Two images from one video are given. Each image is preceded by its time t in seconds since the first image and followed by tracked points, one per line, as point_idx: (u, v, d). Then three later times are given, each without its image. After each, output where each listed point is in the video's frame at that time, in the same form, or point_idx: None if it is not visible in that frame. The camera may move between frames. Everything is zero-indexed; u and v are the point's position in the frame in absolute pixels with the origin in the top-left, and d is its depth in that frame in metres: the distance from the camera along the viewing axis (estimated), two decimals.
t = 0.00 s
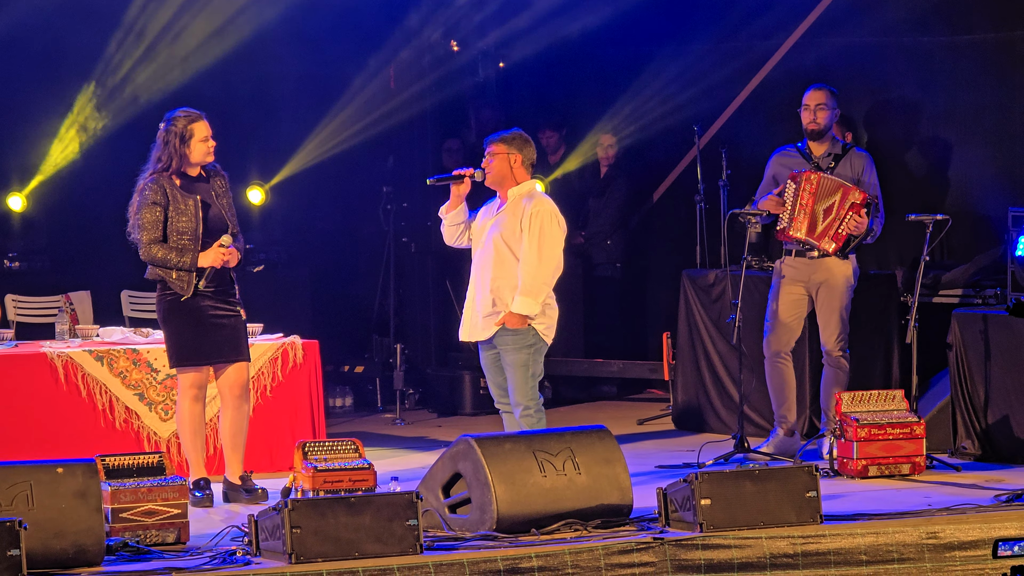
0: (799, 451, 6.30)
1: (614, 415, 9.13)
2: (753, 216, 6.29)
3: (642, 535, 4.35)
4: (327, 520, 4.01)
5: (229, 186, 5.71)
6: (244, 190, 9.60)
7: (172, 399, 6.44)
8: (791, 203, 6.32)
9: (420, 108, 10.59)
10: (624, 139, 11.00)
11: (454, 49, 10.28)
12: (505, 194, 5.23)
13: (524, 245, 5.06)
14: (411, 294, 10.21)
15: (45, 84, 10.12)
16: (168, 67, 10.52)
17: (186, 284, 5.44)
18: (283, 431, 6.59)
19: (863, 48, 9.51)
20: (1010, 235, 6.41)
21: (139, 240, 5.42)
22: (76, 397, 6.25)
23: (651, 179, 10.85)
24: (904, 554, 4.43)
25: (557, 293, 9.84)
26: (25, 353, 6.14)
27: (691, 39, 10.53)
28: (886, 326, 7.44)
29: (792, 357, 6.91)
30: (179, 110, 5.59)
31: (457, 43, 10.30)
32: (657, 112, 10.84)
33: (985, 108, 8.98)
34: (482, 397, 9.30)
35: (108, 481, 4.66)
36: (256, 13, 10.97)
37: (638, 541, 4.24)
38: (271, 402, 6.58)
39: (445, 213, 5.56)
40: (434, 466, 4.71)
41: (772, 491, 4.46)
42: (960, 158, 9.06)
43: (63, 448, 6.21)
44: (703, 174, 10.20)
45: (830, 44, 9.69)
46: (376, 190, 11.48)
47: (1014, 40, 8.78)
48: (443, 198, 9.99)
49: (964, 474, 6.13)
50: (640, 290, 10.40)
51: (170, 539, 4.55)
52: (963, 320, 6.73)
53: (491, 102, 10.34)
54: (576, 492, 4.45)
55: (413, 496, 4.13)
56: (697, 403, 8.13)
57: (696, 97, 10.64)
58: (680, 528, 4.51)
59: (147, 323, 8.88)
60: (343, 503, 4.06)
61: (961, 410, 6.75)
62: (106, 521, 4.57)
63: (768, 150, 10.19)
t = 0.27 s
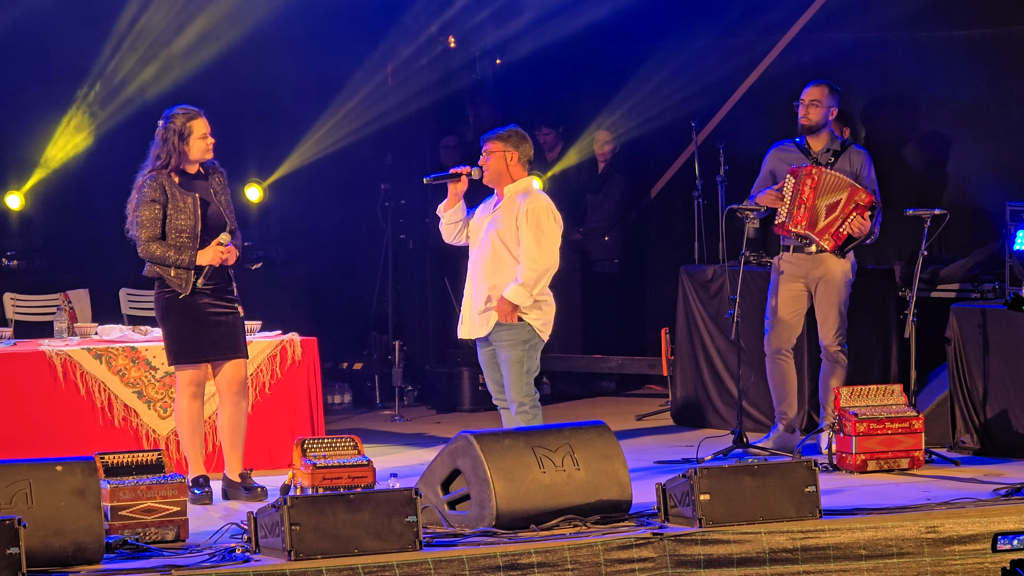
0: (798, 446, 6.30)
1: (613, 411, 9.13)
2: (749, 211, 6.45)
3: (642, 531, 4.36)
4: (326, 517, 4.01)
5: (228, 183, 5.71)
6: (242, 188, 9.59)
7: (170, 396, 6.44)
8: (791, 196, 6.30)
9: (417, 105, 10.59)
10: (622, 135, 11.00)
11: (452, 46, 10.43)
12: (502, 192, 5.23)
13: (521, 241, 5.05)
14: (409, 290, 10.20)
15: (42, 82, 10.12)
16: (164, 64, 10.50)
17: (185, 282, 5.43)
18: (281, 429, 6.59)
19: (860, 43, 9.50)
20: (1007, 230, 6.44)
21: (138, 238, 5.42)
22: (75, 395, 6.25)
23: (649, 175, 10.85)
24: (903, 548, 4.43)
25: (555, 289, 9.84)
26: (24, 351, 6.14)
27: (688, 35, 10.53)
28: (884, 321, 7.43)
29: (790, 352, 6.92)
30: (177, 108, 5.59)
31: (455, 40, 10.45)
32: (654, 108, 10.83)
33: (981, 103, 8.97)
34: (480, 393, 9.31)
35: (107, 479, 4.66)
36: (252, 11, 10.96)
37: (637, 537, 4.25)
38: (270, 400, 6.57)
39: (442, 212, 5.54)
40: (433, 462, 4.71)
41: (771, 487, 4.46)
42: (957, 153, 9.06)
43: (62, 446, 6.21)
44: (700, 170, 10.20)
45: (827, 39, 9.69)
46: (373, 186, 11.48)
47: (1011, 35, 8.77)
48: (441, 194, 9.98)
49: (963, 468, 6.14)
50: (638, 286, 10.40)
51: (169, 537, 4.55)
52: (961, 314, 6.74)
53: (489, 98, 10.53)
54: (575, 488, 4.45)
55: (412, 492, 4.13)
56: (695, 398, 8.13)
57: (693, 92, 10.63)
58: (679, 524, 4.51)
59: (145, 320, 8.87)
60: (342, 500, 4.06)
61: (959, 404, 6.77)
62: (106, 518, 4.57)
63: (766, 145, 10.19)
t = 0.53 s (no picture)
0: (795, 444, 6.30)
1: (610, 409, 9.13)
2: (746, 209, 6.48)
3: (639, 529, 4.36)
4: (324, 515, 4.01)
5: (225, 182, 5.71)
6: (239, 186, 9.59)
7: (168, 395, 6.42)
8: (788, 194, 6.29)
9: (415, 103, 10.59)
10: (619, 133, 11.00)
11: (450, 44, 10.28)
12: (500, 190, 5.22)
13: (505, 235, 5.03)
14: (406, 289, 10.20)
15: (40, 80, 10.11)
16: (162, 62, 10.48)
17: (182, 281, 5.43)
18: (278, 427, 6.59)
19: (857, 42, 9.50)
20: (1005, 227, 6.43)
21: (135, 236, 5.40)
22: (72, 394, 6.24)
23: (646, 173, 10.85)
24: (900, 547, 4.43)
25: (553, 287, 9.84)
26: (20, 349, 6.13)
27: (686, 33, 10.53)
28: (882, 319, 7.44)
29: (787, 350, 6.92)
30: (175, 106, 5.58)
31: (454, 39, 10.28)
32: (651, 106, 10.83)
33: (979, 101, 8.98)
34: (478, 392, 9.31)
35: (105, 478, 4.66)
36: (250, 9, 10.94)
37: (634, 536, 4.25)
38: (267, 399, 6.57)
39: (442, 212, 5.54)
40: (430, 461, 4.71)
41: (769, 485, 4.46)
42: (954, 151, 9.07)
43: (59, 445, 6.20)
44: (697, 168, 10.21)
45: (824, 37, 9.69)
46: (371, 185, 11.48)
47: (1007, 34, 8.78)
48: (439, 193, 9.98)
49: (960, 466, 6.13)
50: (636, 284, 10.40)
51: (167, 536, 4.54)
52: (958, 312, 6.74)
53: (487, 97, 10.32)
54: (572, 487, 4.45)
55: (409, 491, 4.13)
56: (692, 397, 8.13)
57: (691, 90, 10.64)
58: (677, 522, 4.50)
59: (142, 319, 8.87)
60: (339, 498, 4.05)
61: (956, 402, 6.75)
62: (103, 517, 4.58)
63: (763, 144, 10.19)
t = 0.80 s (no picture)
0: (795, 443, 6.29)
1: (610, 408, 9.13)
2: (745, 208, 6.44)
3: (639, 528, 4.36)
4: (323, 515, 4.01)
5: (224, 182, 5.71)
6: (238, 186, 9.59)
7: (167, 395, 6.43)
8: (786, 193, 6.30)
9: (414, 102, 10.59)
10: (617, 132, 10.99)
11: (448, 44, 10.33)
12: (499, 189, 5.22)
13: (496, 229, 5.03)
14: (406, 288, 10.20)
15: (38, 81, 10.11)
16: (160, 62, 10.48)
17: (180, 282, 5.42)
18: (278, 427, 6.59)
19: (856, 40, 9.48)
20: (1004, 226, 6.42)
21: (134, 237, 5.40)
22: (72, 394, 6.24)
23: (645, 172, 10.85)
24: (899, 545, 4.44)
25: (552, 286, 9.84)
26: (19, 350, 6.13)
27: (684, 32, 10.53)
28: (881, 318, 7.43)
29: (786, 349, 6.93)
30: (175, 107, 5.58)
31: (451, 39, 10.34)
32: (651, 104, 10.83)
33: (978, 99, 8.98)
34: (477, 391, 9.31)
35: (104, 478, 4.65)
36: (248, 8, 10.94)
37: (634, 535, 4.25)
38: (266, 399, 6.57)
39: (443, 210, 5.53)
40: (429, 460, 4.71)
41: (768, 484, 4.46)
42: (953, 149, 9.07)
43: (58, 445, 6.20)
44: (696, 167, 10.20)
45: (823, 35, 9.69)
46: (369, 184, 11.49)
47: (1006, 31, 8.78)
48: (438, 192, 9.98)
49: (959, 464, 6.13)
50: (635, 283, 10.40)
51: (166, 536, 4.55)
52: (958, 310, 6.74)
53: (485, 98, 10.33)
54: (571, 486, 4.45)
55: (408, 490, 4.13)
56: (692, 395, 8.13)
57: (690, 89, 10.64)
58: (676, 521, 4.50)
59: (142, 319, 8.87)
60: (338, 498, 4.05)
61: (956, 401, 6.76)
62: (103, 517, 4.57)
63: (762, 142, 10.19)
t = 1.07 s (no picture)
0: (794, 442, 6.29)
1: (610, 407, 9.13)
2: (745, 207, 6.42)
3: (639, 527, 4.36)
4: (324, 514, 4.01)
5: (226, 182, 5.70)
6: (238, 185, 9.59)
7: (167, 394, 6.43)
8: (784, 192, 6.30)
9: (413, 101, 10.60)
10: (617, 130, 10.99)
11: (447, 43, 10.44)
12: (500, 187, 5.22)
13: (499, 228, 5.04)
14: (406, 287, 10.20)
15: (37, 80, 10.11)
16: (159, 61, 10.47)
17: (179, 282, 5.42)
18: (278, 426, 6.59)
19: (856, 38, 9.47)
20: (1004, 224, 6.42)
21: (134, 235, 5.40)
22: (72, 394, 6.24)
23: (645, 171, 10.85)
24: (900, 543, 4.44)
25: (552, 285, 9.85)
26: (19, 349, 6.13)
27: (684, 30, 10.52)
28: (881, 317, 7.43)
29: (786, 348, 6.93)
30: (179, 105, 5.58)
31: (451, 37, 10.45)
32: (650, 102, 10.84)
33: (977, 97, 8.97)
34: (478, 390, 9.31)
35: (104, 477, 4.65)
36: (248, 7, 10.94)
37: (635, 533, 4.25)
38: (266, 398, 6.57)
39: (442, 208, 5.53)
40: (430, 459, 4.71)
41: (768, 483, 4.46)
42: (953, 147, 9.06)
43: (59, 445, 6.20)
44: (696, 166, 10.20)
45: (822, 34, 9.69)
46: (369, 183, 11.49)
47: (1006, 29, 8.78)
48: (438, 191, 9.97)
49: (960, 463, 6.13)
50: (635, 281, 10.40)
51: (167, 535, 4.55)
52: (958, 309, 6.74)
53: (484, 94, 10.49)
54: (572, 485, 4.45)
55: (409, 489, 4.13)
56: (692, 394, 8.13)
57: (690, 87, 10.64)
58: (677, 520, 4.50)
59: (142, 319, 8.86)
60: (339, 497, 4.05)
61: (956, 399, 6.76)
62: (103, 516, 4.57)
63: (761, 141, 10.19)
